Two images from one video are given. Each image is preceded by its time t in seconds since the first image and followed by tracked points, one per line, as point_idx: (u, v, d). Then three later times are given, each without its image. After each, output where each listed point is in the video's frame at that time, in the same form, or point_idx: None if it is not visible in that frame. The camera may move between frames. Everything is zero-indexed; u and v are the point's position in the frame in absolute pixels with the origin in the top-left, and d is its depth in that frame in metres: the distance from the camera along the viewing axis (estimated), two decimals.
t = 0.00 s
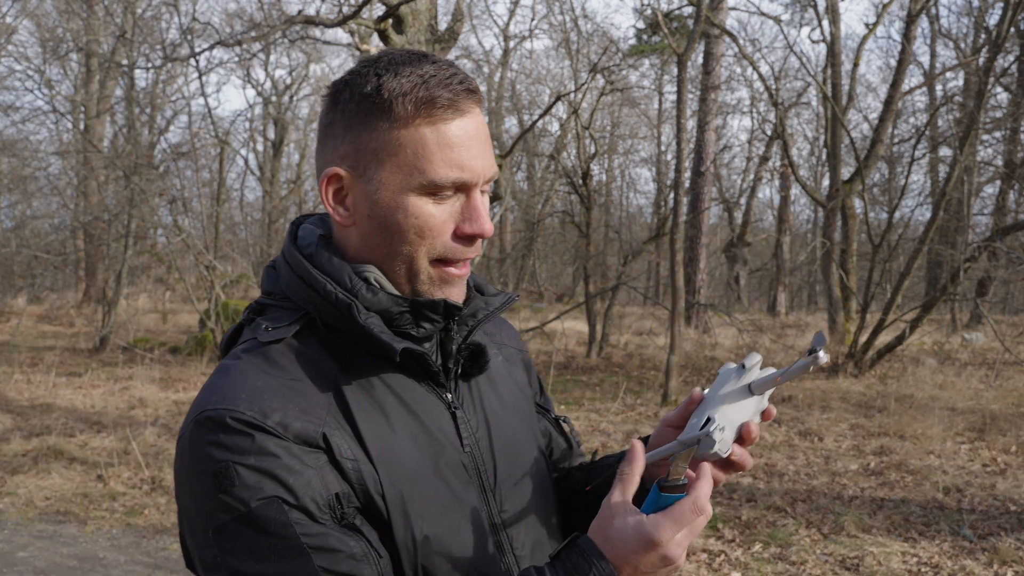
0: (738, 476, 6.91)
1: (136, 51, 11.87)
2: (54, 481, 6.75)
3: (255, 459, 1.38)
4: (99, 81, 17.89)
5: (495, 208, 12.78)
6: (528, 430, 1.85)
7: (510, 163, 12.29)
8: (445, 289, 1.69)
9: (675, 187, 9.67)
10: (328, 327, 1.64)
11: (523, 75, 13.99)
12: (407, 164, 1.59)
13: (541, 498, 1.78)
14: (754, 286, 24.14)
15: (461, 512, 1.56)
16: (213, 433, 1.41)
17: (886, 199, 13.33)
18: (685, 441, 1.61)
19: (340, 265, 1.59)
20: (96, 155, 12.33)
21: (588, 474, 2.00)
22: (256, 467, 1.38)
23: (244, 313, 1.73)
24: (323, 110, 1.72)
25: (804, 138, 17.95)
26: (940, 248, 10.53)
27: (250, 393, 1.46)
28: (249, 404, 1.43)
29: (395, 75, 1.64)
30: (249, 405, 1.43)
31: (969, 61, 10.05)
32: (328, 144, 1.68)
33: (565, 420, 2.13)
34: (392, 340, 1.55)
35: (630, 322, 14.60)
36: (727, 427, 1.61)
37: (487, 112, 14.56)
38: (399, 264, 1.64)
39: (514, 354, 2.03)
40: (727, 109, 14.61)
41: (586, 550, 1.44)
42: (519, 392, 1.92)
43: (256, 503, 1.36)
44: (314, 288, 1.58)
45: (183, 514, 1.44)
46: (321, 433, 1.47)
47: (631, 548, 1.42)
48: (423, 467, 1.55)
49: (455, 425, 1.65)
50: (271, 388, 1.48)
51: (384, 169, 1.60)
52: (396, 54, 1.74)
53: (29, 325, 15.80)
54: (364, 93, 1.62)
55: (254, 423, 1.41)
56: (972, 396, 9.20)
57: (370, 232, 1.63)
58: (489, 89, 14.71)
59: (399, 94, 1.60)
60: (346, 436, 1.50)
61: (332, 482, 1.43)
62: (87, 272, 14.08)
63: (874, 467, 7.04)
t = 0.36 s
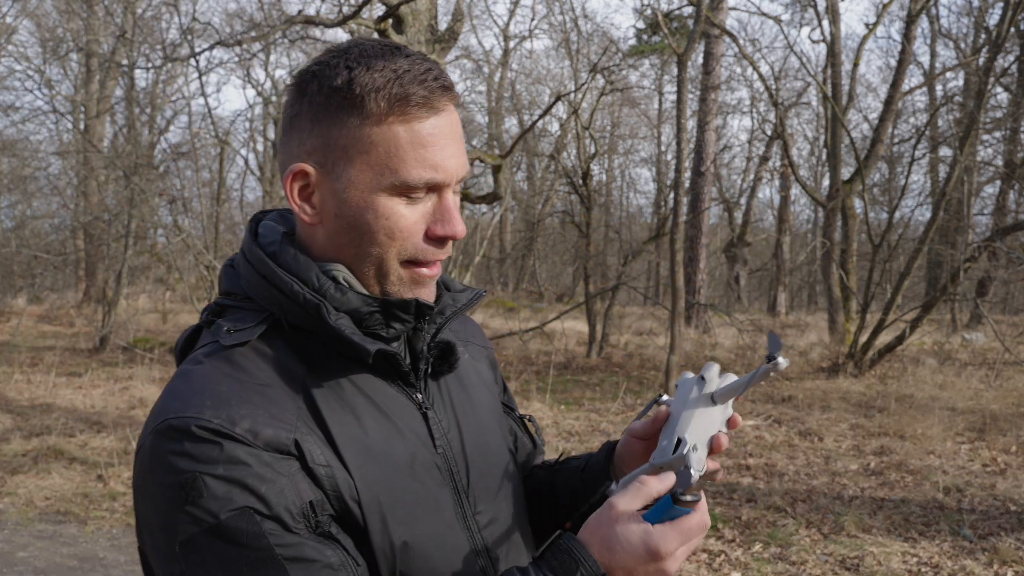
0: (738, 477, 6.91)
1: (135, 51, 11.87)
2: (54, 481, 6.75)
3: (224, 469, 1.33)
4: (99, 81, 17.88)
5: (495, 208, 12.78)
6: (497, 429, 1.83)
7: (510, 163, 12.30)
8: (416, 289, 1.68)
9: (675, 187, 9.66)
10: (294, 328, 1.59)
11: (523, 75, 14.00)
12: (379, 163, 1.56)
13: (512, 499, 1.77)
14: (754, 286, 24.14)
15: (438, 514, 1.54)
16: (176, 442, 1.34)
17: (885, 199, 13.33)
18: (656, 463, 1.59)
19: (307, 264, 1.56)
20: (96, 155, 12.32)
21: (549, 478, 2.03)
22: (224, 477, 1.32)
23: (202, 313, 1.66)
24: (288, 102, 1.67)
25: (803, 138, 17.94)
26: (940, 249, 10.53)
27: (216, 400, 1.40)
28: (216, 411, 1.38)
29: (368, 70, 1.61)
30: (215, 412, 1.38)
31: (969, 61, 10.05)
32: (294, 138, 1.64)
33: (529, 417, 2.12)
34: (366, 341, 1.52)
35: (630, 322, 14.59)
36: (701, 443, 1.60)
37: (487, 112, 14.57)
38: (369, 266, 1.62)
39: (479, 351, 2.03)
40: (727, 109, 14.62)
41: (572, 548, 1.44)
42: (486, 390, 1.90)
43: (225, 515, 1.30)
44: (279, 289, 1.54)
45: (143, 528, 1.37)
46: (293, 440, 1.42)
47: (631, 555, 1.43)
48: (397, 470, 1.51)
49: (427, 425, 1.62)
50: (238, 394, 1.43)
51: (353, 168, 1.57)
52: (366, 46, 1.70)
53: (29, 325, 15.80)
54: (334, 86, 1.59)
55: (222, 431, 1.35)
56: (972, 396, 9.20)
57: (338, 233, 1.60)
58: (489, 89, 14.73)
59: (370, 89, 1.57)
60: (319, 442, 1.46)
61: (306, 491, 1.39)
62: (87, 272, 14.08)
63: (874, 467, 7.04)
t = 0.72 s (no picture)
0: (738, 477, 6.91)
1: (135, 51, 11.87)
2: (54, 481, 6.76)
3: (194, 481, 1.27)
4: (99, 82, 17.89)
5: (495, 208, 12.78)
6: (472, 428, 1.81)
7: (510, 163, 12.31)
8: (391, 290, 1.64)
9: (675, 187, 9.66)
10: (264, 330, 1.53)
11: (523, 75, 14.01)
12: (354, 162, 1.52)
13: (492, 499, 1.75)
14: (754, 286, 24.15)
15: (421, 517, 1.51)
16: (143, 453, 1.28)
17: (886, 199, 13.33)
18: (639, 503, 1.60)
19: (278, 264, 1.50)
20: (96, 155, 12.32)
21: (513, 497, 2.06)
22: (195, 490, 1.27)
23: (165, 316, 1.58)
24: (257, 97, 1.62)
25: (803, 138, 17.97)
26: (940, 248, 10.53)
27: (184, 407, 1.34)
28: (185, 419, 1.32)
29: (343, 65, 1.56)
30: (184, 421, 1.32)
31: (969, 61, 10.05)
32: (265, 134, 1.59)
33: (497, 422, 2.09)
34: (342, 343, 1.48)
35: (630, 322, 14.59)
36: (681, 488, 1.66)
37: (487, 112, 14.58)
38: (343, 267, 1.58)
39: (450, 348, 2.04)
40: (727, 110, 14.63)
41: (558, 566, 1.48)
42: (460, 389, 1.88)
43: (195, 531, 1.25)
44: (248, 289, 1.48)
45: (110, 542, 1.31)
46: (267, 447, 1.37)
47: None
48: (378, 473, 1.48)
49: (406, 425, 1.59)
50: (207, 401, 1.37)
51: (329, 166, 1.53)
52: (340, 38, 1.65)
53: (30, 325, 15.80)
54: (307, 82, 1.54)
55: (192, 441, 1.30)
56: (972, 396, 9.20)
57: (312, 233, 1.56)
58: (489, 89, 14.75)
59: (346, 86, 1.52)
60: (294, 448, 1.41)
61: (281, 503, 1.34)
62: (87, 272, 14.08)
63: (874, 467, 7.04)
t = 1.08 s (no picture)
0: (738, 477, 6.90)
1: (135, 52, 11.88)
2: (54, 481, 6.76)
3: (185, 492, 1.25)
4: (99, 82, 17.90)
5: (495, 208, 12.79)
6: (454, 429, 1.83)
7: (510, 163, 12.32)
8: (379, 287, 1.64)
9: (674, 187, 9.66)
10: (249, 332, 1.52)
11: (523, 75, 14.02)
12: (345, 155, 1.53)
13: (475, 500, 1.77)
14: (754, 286, 24.14)
15: (411, 518, 1.52)
16: (129, 462, 1.24)
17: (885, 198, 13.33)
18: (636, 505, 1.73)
19: (263, 264, 1.50)
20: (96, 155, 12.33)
21: (501, 497, 2.05)
22: (186, 501, 1.24)
23: (141, 320, 1.55)
24: (241, 91, 1.61)
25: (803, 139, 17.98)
26: (940, 248, 10.52)
27: (172, 414, 1.31)
28: (175, 426, 1.30)
29: (333, 57, 1.57)
30: (173, 427, 1.29)
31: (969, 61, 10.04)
32: (250, 127, 1.58)
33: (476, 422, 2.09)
34: (332, 342, 1.48)
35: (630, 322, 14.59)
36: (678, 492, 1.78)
37: (487, 112, 14.59)
38: (332, 264, 1.58)
39: (429, 349, 2.05)
40: (726, 110, 14.63)
41: None
42: (440, 391, 1.90)
43: (187, 543, 1.22)
44: (233, 290, 1.47)
45: (94, 559, 1.26)
46: (259, 453, 1.36)
47: None
48: (368, 475, 1.48)
49: (392, 426, 1.61)
50: (195, 407, 1.35)
51: (319, 159, 1.53)
52: (326, 32, 1.66)
53: (29, 325, 15.79)
54: (296, 73, 1.54)
55: (183, 449, 1.28)
56: (972, 396, 9.19)
57: (301, 229, 1.55)
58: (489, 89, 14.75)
59: (337, 78, 1.53)
60: (285, 453, 1.40)
61: (274, 512, 1.33)
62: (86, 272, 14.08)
63: (874, 467, 7.04)
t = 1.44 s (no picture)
0: (738, 476, 6.91)
1: (135, 52, 11.88)
2: (54, 481, 6.76)
3: (182, 498, 1.25)
4: (99, 82, 17.90)
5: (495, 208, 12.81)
6: (445, 431, 1.83)
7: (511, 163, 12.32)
8: (374, 286, 1.64)
9: (674, 186, 9.66)
10: (241, 336, 1.52)
11: (523, 75, 14.03)
12: (342, 152, 1.53)
13: (469, 501, 1.77)
14: (754, 286, 24.14)
15: (408, 519, 1.53)
16: (125, 470, 1.24)
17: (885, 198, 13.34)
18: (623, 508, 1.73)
19: (255, 266, 1.49)
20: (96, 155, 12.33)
21: (487, 510, 2.04)
22: (184, 507, 1.25)
23: (131, 324, 1.54)
24: (232, 89, 1.60)
25: (802, 138, 18.00)
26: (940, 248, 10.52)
27: (166, 419, 1.31)
28: (171, 431, 1.30)
29: (327, 54, 1.58)
30: (169, 433, 1.29)
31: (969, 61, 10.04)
32: (243, 125, 1.57)
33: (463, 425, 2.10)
34: (327, 343, 1.48)
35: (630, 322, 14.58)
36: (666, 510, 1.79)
37: (487, 112, 14.59)
38: (327, 264, 1.57)
39: (418, 352, 2.05)
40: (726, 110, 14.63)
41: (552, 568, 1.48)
42: (431, 393, 1.89)
43: (186, 549, 1.23)
44: (226, 293, 1.47)
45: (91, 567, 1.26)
46: (256, 456, 1.36)
47: None
48: (363, 476, 1.48)
49: (387, 427, 1.61)
50: (189, 411, 1.35)
51: (314, 156, 1.52)
52: (319, 31, 1.66)
53: (29, 325, 15.79)
54: (291, 71, 1.55)
55: (180, 455, 1.28)
56: (972, 396, 9.19)
57: (296, 227, 1.55)
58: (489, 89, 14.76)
59: (332, 76, 1.54)
60: (282, 457, 1.40)
61: (272, 516, 1.34)
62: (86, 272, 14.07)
63: (874, 467, 7.04)
